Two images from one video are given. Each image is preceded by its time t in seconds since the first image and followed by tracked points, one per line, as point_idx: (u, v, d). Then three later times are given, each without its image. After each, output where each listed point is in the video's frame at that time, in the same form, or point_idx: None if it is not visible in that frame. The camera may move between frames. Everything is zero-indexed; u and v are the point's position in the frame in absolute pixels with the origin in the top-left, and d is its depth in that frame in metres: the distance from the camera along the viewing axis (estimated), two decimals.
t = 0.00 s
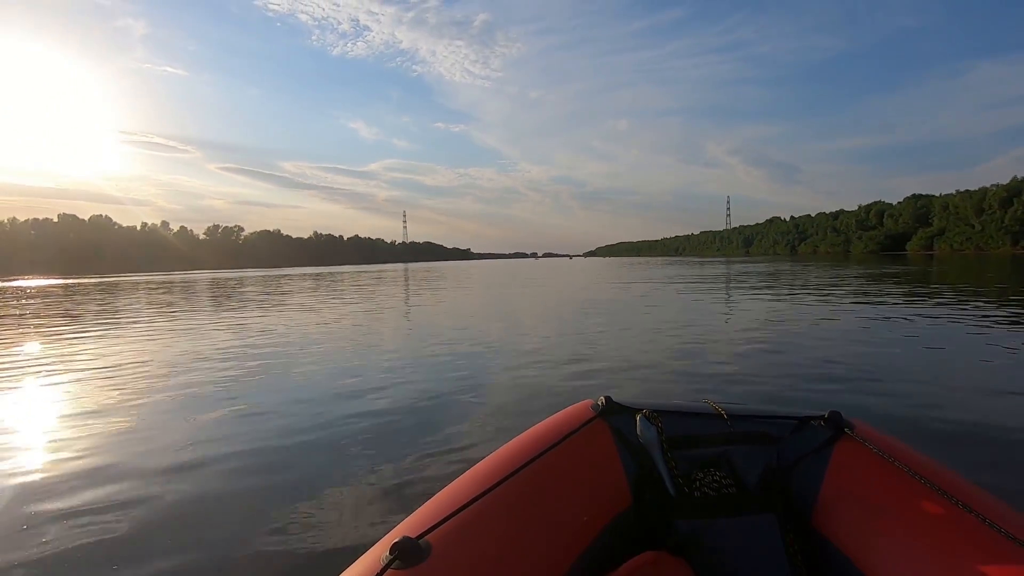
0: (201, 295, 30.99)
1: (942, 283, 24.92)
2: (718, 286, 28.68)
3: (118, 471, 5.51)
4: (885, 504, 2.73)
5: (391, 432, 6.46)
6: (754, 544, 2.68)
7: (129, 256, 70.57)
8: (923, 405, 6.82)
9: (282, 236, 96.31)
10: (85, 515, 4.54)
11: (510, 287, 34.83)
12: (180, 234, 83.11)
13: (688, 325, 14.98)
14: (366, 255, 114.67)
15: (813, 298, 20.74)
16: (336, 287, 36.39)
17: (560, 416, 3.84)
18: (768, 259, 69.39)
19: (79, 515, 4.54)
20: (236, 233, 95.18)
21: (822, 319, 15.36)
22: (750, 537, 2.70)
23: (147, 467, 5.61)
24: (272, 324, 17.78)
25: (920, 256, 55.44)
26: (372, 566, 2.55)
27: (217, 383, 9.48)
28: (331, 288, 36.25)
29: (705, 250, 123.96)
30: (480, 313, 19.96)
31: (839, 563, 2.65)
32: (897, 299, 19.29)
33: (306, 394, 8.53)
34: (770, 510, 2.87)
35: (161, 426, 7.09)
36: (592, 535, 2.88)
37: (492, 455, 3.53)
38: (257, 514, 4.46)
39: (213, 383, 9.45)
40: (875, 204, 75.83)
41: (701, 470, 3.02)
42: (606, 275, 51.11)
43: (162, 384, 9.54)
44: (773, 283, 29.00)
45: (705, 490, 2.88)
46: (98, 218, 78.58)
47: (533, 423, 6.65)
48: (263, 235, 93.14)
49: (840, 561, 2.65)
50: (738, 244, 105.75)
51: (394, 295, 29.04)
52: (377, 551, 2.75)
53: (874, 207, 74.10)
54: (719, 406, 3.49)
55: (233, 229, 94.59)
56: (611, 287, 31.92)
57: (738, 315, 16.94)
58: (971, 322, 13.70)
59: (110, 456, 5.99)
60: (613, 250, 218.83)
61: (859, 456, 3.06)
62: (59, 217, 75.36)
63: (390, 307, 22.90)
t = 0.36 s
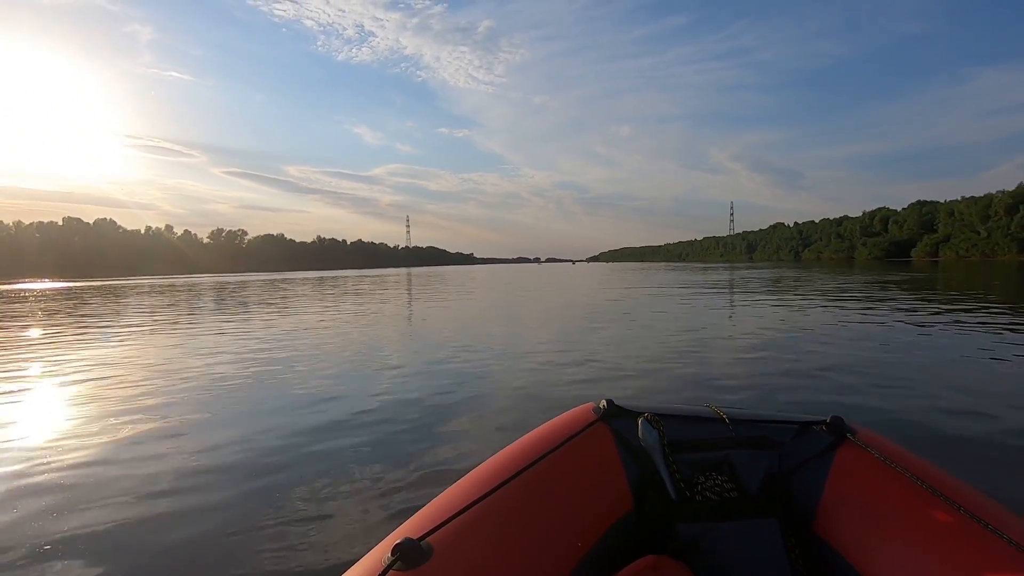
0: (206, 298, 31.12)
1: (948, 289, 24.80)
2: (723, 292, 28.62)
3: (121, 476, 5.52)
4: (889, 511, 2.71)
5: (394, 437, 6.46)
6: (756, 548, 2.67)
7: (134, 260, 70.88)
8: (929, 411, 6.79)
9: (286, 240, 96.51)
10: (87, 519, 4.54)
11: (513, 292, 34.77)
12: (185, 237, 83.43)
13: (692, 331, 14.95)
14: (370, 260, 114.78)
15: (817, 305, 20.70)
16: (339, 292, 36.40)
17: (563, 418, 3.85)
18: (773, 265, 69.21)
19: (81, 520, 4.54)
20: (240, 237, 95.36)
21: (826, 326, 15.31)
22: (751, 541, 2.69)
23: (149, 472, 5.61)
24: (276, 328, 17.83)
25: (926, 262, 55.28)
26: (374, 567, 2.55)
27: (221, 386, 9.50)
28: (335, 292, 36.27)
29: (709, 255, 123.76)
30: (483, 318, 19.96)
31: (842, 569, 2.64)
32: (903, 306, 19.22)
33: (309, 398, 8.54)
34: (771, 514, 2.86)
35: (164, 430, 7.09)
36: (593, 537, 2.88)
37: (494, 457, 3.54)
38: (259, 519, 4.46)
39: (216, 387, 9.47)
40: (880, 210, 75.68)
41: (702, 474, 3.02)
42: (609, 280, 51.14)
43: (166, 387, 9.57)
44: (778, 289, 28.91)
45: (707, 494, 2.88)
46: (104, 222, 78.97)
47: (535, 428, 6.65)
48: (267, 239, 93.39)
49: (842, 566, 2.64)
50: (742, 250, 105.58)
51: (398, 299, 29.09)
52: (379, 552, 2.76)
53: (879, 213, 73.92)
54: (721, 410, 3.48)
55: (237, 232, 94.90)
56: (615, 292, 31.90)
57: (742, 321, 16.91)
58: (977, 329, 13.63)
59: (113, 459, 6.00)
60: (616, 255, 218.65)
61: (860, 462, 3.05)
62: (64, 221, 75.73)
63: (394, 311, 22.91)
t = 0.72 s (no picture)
0: (214, 298, 31.29)
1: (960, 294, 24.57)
2: (731, 295, 28.50)
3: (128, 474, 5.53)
4: (899, 513, 2.67)
5: (400, 438, 6.45)
6: (764, 549, 2.64)
7: (144, 261, 71.46)
8: (940, 415, 6.71)
9: (294, 241, 96.95)
10: (93, 517, 4.55)
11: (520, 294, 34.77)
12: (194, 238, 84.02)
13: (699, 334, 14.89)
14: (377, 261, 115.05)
15: (826, 309, 20.57)
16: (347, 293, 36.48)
17: (568, 418, 3.83)
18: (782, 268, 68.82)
19: (88, 517, 4.54)
20: (249, 238, 95.83)
21: (835, 330, 15.20)
22: (757, 542, 2.66)
23: (156, 471, 5.62)
24: (284, 328, 17.91)
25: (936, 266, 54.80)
26: (377, 565, 2.55)
27: (229, 386, 9.54)
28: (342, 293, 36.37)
29: (716, 258, 123.27)
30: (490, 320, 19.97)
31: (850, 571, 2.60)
32: (913, 310, 19.05)
33: (315, 398, 8.55)
34: (778, 515, 2.83)
35: (171, 429, 7.12)
36: (598, 537, 2.86)
37: (497, 457, 3.52)
38: (264, 519, 4.44)
39: (223, 387, 9.50)
40: (890, 213, 75.12)
41: (707, 474, 2.99)
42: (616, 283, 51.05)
43: (173, 387, 9.61)
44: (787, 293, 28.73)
45: (713, 494, 2.85)
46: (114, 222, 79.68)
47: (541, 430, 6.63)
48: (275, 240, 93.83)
49: (849, 569, 2.60)
50: (750, 252, 105.06)
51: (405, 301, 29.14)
52: (382, 550, 2.75)
53: (889, 217, 73.38)
54: (727, 411, 3.45)
55: (244, 233, 95.51)
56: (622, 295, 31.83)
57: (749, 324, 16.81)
58: (988, 333, 13.49)
59: (120, 458, 6.01)
60: (624, 258, 218.28)
61: (869, 463, 3.01)
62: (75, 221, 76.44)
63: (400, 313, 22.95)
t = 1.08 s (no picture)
0: (224, 298, 31.49)
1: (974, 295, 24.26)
2: (741, 296, 28.32)
3: (139, 472, 5.57)
4: (916, 516, 2.63)
5: (409, 437, 6.47)
6: (778, 551, 2.62)
7: (155, 260, 72.07)
8: (954, 416, 6.64)
9: (303, 242, 97.35)
10: (106, 515, 4.58)
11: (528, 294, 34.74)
12: (204, 237, 84.63)
13: (708, 335, 14.80)
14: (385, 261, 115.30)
15: (837, 309, 20.41)
16: (356, 293, 36.54)
17: (578, 417, 3.81)
18: (793, 269, 68.28)
19: (100, 516, 4.58)
20: (258, 238, 96.29)
21: (847, 330, 15.07)
22: (772, 543, 2.65)
23: (167, 469, 5.65)
24: (292, 328, 17.96)
25: (951, 266, 54.09)
26: (389, 565, 2.55)
27: (239, 385, 9.59)
28: (351, 293, 36.44)
29: (726, 258, 122.60)
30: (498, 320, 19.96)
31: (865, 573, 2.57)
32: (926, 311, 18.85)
33: (325, 398, 8.58)
34: (791, 517, 2.81)
35: (181, 427, 7.17)
36: (610, 538, 2.85)
37: (508, 456, 3.52)
38: (275, 518, 4.45)
39: (233, 386, 9.56)
40: (903, 213, 74.42)
41: (720, 475, 2.97)
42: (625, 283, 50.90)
43: (184, 385, 9.68)
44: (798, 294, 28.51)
45: (725, 496, 2.83)
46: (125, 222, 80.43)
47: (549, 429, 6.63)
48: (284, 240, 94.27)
49: (863, 571, 2.58)
50: (759, 253, 104.44)
51: (413, 301, 29.20)
52: (394, 549, 2.76)
53: (902, 217, 72.65)
54: (738, 411, 3.43)
55: (254, 233, 96.12)
56: (631, 295, 31.73)
57: (759, 325, 16.70)
58: (1003, 334, 13.33)
59: (131, 456, 6.06)
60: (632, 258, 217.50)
61: (884, 465, 2.98)
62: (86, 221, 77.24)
63: (409, 312, 22.98)
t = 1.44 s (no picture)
0: (233, 296, 31.69)
1: (987, 292, 23.99)
2: (749, 293, 28.16)
3: (150, 469, 5.59)
4: (930, 514, 2.59)
5: (418, 435, 6.47)
6: (789, 550, 2.59)
7: (165, 259, 72.66)
8: (966, 414, 6.58)
9: (311, 241, 97.74)
10: (116, 512, 4.60)
11: (535, 292, 34.74)
12: (213, 237, 85.21)
13: (717, 332, 14.74)
14: (392, 259, 115.56)
15: (848, 306, 20.27)
16: (363, 291, 36.63)
17: (585, 415, 3.79)
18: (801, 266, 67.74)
19: (111, 512, 4.59)
20: (265, 237, 96.75)
21: (858, 327, 14.94)
22: (783, 541, 2.62)
23: (177, 466, 5.68)
24: (301, 326, 18.05)
25: (963, 263, 53.52)
26: (397, 563, 2.54)
27: (248, 383, 9.64)
28: (358, 291, 36.52)
29: (734, 256, 121.94)
30: (505, 318, 19.95)
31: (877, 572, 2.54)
32: (937, 308, 18.67)
33: (333, 396, 8.59)
34: (802, 515, 2.78)
35: (191, 424, 7.21)
36: (618, 537, 2.82)
37: (515, 454, 3.50)
38: (284, 515, 4.46)
39: (243, 384, 9.60)
40: (914, 209, 73.73)
41: (729, 472, 2.94)
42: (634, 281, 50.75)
43: (194, 383, 9.73)
44: (807, 291, 28.34)
45: (735, 493, 2.80)
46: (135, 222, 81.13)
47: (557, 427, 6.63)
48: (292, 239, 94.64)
49: (875, 569, 2.55)
50: (768, 250, 103.80)
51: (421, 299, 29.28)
52: (402, 547, 2.75)
53: (913, 213, 71.93)
54: (747, 408, 3.40)
55: (263, 233, 96.67)
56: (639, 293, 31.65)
57: (768, 322, 16.62)
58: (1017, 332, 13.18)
59: (142, 453, 6.09)
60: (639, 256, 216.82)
61: (895, 461, 2.94)
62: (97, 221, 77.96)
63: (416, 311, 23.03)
